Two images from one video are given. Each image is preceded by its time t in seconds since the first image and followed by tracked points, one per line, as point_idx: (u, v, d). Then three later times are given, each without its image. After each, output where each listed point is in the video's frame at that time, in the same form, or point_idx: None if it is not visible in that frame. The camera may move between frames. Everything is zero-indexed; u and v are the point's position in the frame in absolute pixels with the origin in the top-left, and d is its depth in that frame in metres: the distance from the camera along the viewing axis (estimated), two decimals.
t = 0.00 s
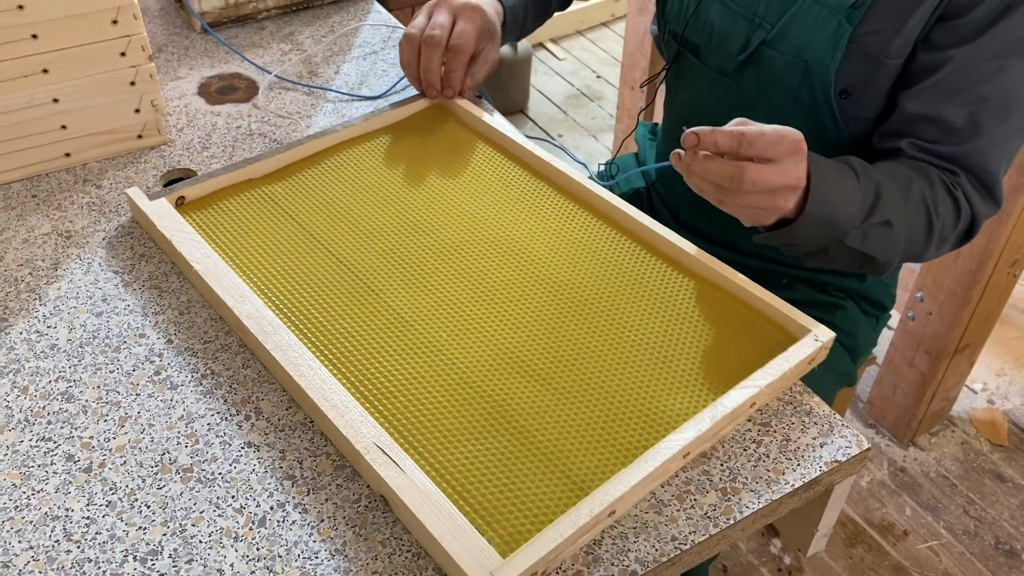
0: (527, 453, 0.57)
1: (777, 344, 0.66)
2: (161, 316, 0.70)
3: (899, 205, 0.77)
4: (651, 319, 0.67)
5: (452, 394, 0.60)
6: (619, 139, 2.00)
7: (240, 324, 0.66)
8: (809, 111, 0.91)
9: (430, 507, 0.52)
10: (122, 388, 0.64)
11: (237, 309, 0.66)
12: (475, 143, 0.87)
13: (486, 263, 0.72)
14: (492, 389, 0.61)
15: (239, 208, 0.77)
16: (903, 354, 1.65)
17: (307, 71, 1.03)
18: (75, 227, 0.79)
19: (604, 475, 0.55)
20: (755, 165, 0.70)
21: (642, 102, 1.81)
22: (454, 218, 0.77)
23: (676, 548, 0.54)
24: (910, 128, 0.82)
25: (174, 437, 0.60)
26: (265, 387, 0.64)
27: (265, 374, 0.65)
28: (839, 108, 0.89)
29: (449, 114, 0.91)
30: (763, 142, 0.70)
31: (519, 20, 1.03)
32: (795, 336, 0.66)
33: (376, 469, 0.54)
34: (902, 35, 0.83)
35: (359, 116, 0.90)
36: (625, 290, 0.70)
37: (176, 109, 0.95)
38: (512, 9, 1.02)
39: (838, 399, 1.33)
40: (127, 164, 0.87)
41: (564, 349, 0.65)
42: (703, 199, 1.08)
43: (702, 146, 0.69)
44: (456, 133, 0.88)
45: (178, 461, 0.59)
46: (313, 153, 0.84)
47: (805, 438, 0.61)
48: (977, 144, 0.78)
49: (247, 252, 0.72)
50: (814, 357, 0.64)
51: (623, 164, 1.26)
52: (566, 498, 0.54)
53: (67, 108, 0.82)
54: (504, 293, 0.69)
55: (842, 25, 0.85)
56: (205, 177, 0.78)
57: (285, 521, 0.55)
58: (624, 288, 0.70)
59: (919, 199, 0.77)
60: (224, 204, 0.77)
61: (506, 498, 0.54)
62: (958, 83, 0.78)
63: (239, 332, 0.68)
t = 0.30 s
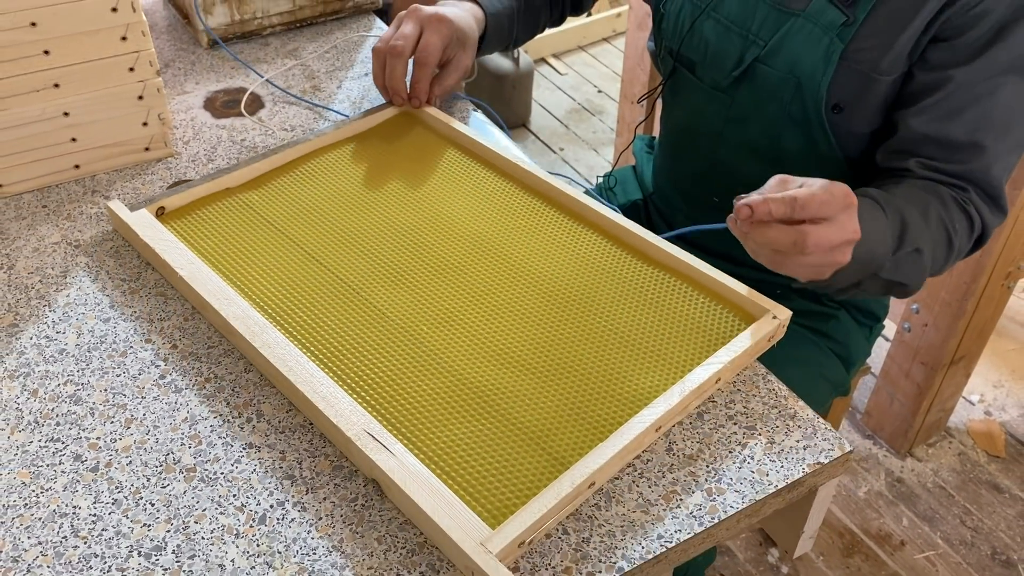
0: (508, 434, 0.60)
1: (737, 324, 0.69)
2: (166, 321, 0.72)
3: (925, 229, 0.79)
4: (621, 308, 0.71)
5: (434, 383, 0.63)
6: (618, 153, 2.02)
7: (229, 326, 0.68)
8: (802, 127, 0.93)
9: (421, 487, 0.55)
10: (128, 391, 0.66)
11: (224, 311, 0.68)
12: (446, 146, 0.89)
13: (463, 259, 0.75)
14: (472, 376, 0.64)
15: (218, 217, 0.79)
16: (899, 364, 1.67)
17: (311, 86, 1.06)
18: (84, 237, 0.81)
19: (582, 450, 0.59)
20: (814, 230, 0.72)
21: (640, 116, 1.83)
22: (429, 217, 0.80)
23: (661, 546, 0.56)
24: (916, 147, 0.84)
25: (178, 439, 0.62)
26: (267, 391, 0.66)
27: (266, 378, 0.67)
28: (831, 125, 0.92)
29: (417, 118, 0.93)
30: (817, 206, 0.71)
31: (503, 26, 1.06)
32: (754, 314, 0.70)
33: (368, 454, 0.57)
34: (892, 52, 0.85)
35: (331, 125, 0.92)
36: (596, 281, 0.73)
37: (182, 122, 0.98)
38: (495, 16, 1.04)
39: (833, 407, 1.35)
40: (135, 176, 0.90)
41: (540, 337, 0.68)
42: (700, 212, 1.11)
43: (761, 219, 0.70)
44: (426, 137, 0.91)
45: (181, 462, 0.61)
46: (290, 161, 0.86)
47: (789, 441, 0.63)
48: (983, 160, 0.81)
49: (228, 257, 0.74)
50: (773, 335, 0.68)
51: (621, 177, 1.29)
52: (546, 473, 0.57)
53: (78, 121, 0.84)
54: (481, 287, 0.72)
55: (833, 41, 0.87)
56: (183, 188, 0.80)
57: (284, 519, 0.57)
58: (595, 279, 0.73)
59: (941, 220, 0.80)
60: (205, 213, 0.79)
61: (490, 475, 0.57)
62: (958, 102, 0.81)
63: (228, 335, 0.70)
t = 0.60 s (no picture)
0: (493, 434, 0.61)
1: (720, 327, 0.70)
2: (163, 324, 0.74)
3: (927, 256, 0.80)
4: (607, 311, 0.72)
5: (422, 384, 0.65)
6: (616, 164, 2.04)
7: (222, 329, 0.69)
8: (793, 138, 0.95)
9: (408, 484, 0.57)
10: (124, 392, 0.67)
11: (217, 314, 0.70)
12: (439, 154, 0.91)
13: (453, 263, 0.77)
14: (459, 378, 0.65)
15: (213, 223, 0.81)
16: (896, 374, 1.68)
17: (308, 96, 1.08)
18: (83, 242, 0.83)
19: (566, 449, 0.60)
20: (823, 281, 0.72)
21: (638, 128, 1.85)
22: (421, 223, 0.81)
23: (643, 543, 0.57)
24: (907, 161, 0.85)
25: (172, 438, 0.64)
26: (259, 392, 0.68)
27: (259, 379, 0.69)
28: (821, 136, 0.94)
29: (411, 127, 0.95)
30: (825, 257, 0.72)
31: (505, 44, 1.07)
32: (737, 317, 0.71)
33: (356, 453, 0.59)
34: (882, 64, 0.87)
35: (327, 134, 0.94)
36: (583, 286, 0.75)
37: (181, 131, 1.00)
38: (495, 32, 1.06)
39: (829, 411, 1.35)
40: (134, 183, 0.91)
41: (528, 340, 0.69)
42: (693, 221, 1.12)
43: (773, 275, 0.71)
44: (420, 145, 0.92)
45: (175, 460, 0.62)
46: (285, 169, 0.88)
47: (771, 442, 0.64)
48: (978, 172, 0.82)
49: (223, 261, 0.76)
50: (756, 338, 0.69)
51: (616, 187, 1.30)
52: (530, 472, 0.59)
53: (79, 129, 0.86)
54: (470, 291, 0.74)
55: (824, 54, 0.89)
56: (180, 195, 0.81)
57: (275, 516, 0.58)
58: (582, 284, 0.75)
59: (941, 243, 0.81)
60: (202, 220, 0.81)
61: (476, 473, 0.58)
62: (950, 116, 0.83)
63: (221, 337, 0.71)
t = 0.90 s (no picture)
0: (477, 437, 0.62)
1: (704, 332, 0.71)
2: (157, 327, 0.75)
3: (910, 267, 0.80)
4: (593, 317, 0.73)
5: (408, 387, 0.66)
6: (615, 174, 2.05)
7: (212, 333, 0.70)
8: (785, 147, 0.96)
9: (391, 486, 0.57)
10: (118, 394, 0.68)
11: (207, 318, 0.70)
12: (431, 161, 0.92)
13: (442, 269, 0.77)
14: (445, 382, 0.66)
15: (206, 229, 0.82)
16: (894, 383, 1.68)
17: (305, 104, 1.09)
18: (81, 248, 0.84)
19: (548, 451, 0.61)
20: (794, 288, 0.71)
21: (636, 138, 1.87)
22: (411, 230, 0.82)
23: (629, 543, 0.57)
24: (893, 172, 0.86)
25: (164, 439, 0.64)
26: (250, 394, 0.68)
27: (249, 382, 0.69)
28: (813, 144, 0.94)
29: (403, 135, 0.96)
30: (797, 264, 0.70)
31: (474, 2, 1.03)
32: (721, 323, 0.72)
33: (339, 455, 0.59)
34: (871, 74, 0.88)
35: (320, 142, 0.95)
36: (570, 291, 0.75)
37: (180, 139, 1.01)
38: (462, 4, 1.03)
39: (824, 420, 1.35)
40: (132, 190, 0.93)
41: (513, 345, 0.70)
42: (688, 229, 1.13)
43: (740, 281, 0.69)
44: (412, 153, 0.93)
45: (167, 460, 0.63)
46: (277, 176, 0.89)
47: (758, 443, 0.65)
48: (963, 185, 0.83)
49: (214, 267, 0.77)
50: (739, 343, 0.70)
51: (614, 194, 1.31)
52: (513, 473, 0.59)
53: (77, 137, 0.88)
54: (457, 296, 0.74)
55: (815, 64, 0.90)
56: (173, 200, 0.82)
57: (265, 515, 0.59)
58: (569, 289, 0.76)
59: (924, 255, 0.81)
60: (195, 226, 0.82)
61: (459, 475, 0.59)
62: (937, 126, 0.84)
63: (210, 341, 0.72)
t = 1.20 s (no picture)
0: (464, 439, 0.63)
1: (690, 338, 0.73)
2: (154, 333, 0.76)
3: (901, 273, 0.81)
4: (581, 323, 0.74)
5: (397, 391, 0.67)
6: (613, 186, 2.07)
7: (207, 339, 0.72)
8: (781, 163, 0.97)
9: (378, 487, 0.58)
10: (115, 397, 0.70)
11: (202, 323, 0.72)
12: (425, 172, 0.94)
13: (433, 276, 0.79)
14: (434, 386, 0.67)
15: (203, 237, 0.83)
16: (891, 392, 1.68)
17: (303, 116, 1.11)
18: (80, 256, 0.86)
19: (533, 453, 0.62)
20: (781, 294, 0.73)
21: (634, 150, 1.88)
22: (404, 238, 0.84)
23: (612, 542, 0.58)
24: (887, 176, 0.88)
25: (158, 442, 0.66)
26: (244, 398, 0.70)
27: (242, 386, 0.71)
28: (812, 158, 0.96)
29: (399, 146, 0.98)
30: (783, 270, 0.72)
31: (353, 55, 0.96)
32: (705, 329, 0.73)
33: (328, 457, 0.61)
34: (870, 87, 0.89)
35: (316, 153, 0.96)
36: (559, 298, 0.77)
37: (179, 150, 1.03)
38: (350, 44, 0.96)
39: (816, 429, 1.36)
40: (132, 200, 0.95)
41: (501, 350, 0.71)
42: (682, 239, 1.14)
43: (726, 286, 0.71)
44: (407, 163, 0.95)
45: (161, 462, 0.64)
46: (274, 186, 0.90)
47: (741, 446, 0.66)
48: (956, 187, 0.84)
49: (210, 274, 0.79)
50: (724, 348, 0.72)
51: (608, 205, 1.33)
52: (498, 475, 0.60)
53: (78, 148, 0.90)
54: (448, 302, 0.76)
55: (819, 81, 0.91)
56: (171, 209, 0.84)
57: (256, 516, 0.60)
58: (558, 296, 0.77)
59: (916, 261, 0.82)
60: (192, 235, 0.84)
61: (445, 476, 0.60)
62: (929, 131, 0.85)
63: (205, 347, 0.74)
